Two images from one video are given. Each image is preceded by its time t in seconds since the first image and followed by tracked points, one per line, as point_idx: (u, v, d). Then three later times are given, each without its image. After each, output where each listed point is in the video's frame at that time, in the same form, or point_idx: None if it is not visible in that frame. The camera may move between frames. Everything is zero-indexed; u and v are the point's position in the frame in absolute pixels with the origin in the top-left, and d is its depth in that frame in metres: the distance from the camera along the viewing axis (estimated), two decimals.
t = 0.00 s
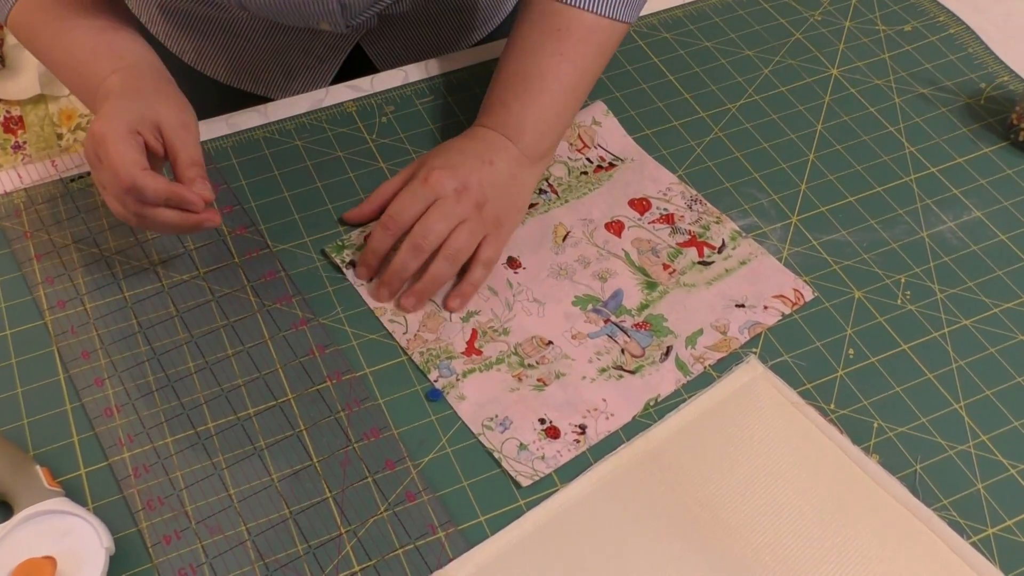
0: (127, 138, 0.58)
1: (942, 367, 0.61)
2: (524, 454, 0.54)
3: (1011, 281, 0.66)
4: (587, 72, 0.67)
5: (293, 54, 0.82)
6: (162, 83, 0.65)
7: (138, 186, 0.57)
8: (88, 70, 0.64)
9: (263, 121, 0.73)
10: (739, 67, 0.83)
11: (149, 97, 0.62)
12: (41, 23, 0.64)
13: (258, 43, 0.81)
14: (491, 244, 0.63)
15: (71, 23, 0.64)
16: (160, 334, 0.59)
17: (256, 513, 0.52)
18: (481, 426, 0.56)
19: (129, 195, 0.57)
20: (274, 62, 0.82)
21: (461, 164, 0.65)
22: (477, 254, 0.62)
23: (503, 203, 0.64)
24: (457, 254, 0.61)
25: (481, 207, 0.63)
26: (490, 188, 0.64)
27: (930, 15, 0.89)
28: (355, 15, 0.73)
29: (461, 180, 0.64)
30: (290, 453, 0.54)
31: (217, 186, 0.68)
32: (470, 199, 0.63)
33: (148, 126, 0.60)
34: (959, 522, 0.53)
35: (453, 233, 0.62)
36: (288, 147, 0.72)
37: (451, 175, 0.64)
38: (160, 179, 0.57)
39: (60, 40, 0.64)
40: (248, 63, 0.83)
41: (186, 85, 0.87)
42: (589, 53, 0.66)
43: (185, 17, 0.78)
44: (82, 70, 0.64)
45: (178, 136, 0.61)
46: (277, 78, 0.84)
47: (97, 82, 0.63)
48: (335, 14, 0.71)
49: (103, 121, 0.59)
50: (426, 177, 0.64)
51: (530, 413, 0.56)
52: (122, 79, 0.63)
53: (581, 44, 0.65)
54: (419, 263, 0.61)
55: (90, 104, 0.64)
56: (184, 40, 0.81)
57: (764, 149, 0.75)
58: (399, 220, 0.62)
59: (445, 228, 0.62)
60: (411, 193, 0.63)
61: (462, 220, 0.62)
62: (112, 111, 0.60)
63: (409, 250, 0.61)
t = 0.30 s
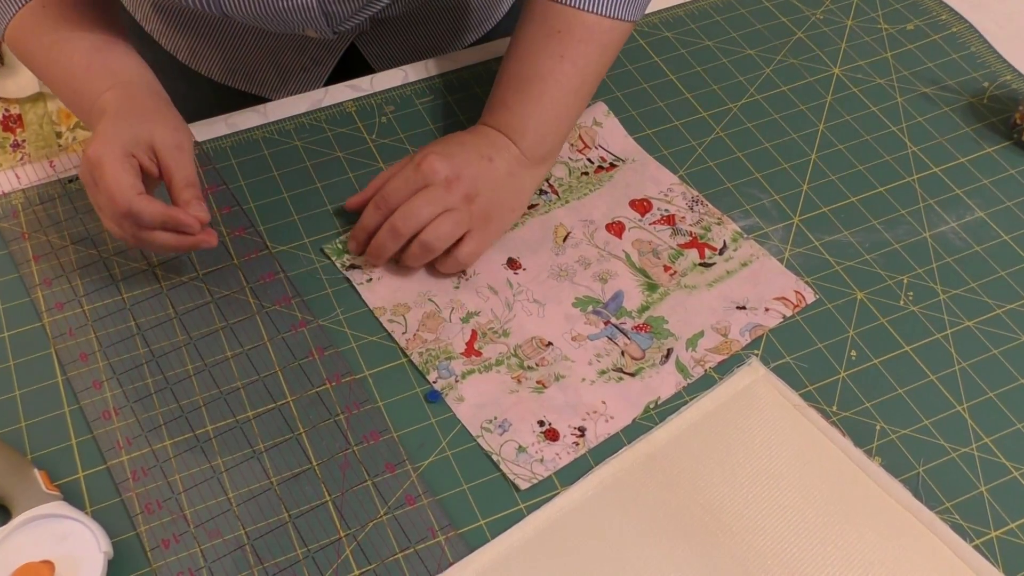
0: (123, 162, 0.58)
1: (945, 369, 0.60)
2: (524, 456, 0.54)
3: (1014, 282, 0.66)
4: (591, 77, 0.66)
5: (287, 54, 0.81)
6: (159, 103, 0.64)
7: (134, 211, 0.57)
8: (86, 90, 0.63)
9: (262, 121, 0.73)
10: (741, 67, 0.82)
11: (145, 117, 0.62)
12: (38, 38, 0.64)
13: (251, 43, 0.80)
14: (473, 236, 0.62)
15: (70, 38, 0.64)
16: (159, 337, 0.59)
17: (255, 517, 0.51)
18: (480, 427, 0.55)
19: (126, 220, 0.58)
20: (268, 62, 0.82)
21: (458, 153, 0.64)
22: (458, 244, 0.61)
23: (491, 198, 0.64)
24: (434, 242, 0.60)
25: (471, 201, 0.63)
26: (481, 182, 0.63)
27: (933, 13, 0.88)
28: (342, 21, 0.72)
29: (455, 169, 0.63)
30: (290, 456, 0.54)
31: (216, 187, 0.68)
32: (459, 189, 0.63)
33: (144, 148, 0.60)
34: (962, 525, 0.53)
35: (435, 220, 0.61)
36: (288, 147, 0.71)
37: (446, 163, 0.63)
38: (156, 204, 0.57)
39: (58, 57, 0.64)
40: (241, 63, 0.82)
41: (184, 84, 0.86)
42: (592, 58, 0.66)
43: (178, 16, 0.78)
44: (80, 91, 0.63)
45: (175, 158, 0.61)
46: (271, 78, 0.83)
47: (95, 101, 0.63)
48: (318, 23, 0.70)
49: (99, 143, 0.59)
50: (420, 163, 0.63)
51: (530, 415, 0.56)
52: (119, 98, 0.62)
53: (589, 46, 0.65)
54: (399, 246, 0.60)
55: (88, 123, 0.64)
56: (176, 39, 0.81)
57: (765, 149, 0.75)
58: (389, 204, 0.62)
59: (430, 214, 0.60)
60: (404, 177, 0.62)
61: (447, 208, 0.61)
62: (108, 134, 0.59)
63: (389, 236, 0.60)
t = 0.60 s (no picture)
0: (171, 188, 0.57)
1: (942, 367, 0.61)
2: (523, 453, 0.54)
3: (1012, 281, 0.66)
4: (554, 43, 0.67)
5: (288, 52, 0.81)
6: (194, 120, 0.62)
7: (190, 239, 0.56)
8: (115, 108, 0.61)
9: (264, 120, 0.73)
10: (740, 66, 0.82)
11: (184, 137, 0.60)
12: (64, 61, 0.61)
13: (251, 42, 0.81)
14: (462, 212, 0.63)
15: (96, 55, 0.61)
16: (160, 334, 0.59)
17: (256, 513, 0.52)
18: (480, 424, 0.56)
19: (180, 248, 0.57)
20: (268, 61, 0.82)
21: (431, 137, 0.62)
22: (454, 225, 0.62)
23: (475, 172, 0.63)
24: (437, 230, 0.61)
25: (454, 181, 0.62)
26: (461, 160, 0.62)
27: (932, 13, 0.89)
28: (344, 22, 0.73)
29: (429, 155, 0.61)
30: (291, 453, 0.54)
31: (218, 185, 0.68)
32: (440, 172, 0.61)
33: (186, 170, 0.58)
34: (959, 522, 0.53)
35: (432, 212, 0.61)
36: (289, 146, 0.72)
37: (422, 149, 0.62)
38: (212, 229, 0.56)
39: (84, 77, 0.61)
40: (241, 61, 0.83)
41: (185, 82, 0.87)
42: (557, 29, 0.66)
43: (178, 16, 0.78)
44: (110, 110, 0.61)
45: (219, 178, 0.59)
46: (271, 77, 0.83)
47: (125, 122, 0.60)
48: (321, 24, 0.70)
49: (143, 170, 0.57)
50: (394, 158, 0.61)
51: (529, 412, 0.56)
52: (152, 119, 0.60)
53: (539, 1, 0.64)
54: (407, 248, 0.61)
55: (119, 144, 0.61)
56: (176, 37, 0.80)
57: (764, 148, 0.75)
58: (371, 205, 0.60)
59: (425, 207, 0.60)
60: (382, 176, 0.61)
61: (438, 198, 0.61)
62: (150, 161, 0.58)
63: (393, 240, 0.60)
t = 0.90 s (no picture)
0: (260, 225, 0.57)
1: (940, 361, 0.61)
2: (524, 447, 0.55)
3: (1009, 276, 0.67)
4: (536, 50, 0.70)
5: (291, 51, 0.82)
6: (258, 150, 0.63)
7: (279, 278, 0.57)
8: (186, 146, 0.61)
9: (266, 119, 0.73)
10: (739, 64, 0.83)
11: (260, 171, 0.61)
12: (132, 96, 0.61)
13: (255, 44, 0.81)
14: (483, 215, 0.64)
15: (163, 90, 0.61)
16: (164, 331, 0.59)
17: (260, 508, 0.52)
18: (480, 419, 0.56)
19: (268, 285, 0.58)
20: (271, 61, 0.83)
21: (438, 150, 0.64)
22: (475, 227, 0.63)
23: (478, 176, 0.66)
24: (461, 232, 0.62)
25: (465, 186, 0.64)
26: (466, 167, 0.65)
27: (929, 11, 0.89)
28: (355, 24, 0.74)
29: (440, 165, 0.64)
30: (294, 448, 0.55)
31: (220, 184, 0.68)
32: (452, 180, 0.63)
33: (267, 205, 0.59)
34: (956, 514, 0.54)
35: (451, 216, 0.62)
36: (291, 145, 0.72)
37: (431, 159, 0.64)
38: (299, 266, 0.57)
39: (152, 112, 0.61)
40: (244, 63, 0.83)
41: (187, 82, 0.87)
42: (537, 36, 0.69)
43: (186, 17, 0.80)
44: (180, 148, 0.61)
45: (294, 210, 0.61)
46: (274, 77, 0.84)
47: (197, 160, 0.60)
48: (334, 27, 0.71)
49: (227, 207, 0.58)
50: (409, 170, 0.63)
51: (530, 407, 0.56)
52: (223, 154, 0.60)
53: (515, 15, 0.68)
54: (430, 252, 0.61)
55: (187, 178, 0.61)
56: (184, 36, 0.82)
57: (763, 146, 0.75)
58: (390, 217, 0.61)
59: (444, 213, 0.61)
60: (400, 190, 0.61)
61: (456, 204, 0.62)
62: (232, 200, 0.58)
63: (422, 242, 0.60)
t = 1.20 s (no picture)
0: (272, 212, 0.58)
1: (938, 356, 0.62)
2: (524, 439, 0.55)
3: (1007, 272, 0.67)
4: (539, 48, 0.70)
5: (293, 48, 0.82)
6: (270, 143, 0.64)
7: (290, 264, 0.57)
8: (200, 140, 0.62)
9: (270, 114, 0.74)
10: (739, 63, 0.83)
11: (272, 163, 0.62)
12: (148, 91, 0.62)
13: (257, 40, 0.82)
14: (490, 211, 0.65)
15: (179, 85, 0.62)
16: (168, 323, 0.60)
17: (263, 497, 0.53)
18: (481, 411, 0.57)
19: (280, 273, 0.58)
20: (274, 58, 0.83)
21: (442, 147, 0.65)
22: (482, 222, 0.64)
23: (484, 172, 0.66)
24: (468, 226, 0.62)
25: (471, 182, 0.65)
26: (472, 165, 0.66)
27: (929, 11, 0.90)
28: (363, 22, 0.74)
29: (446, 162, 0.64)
30: (297, 439, 0.55)
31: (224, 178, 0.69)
32: (458, 177, 0.64)
33: (280, 195, 0.60)
34: (953, 506, 0.54)
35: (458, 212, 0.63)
36: (294, 140, 0.73)
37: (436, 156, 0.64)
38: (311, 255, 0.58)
39: (168, 107, 0.62)
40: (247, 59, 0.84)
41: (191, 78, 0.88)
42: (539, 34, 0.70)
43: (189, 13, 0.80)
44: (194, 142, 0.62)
45: (306, 202, 0.61)
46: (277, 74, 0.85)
47: (211, 153, 0.61)
48: (341, 23, 0.72)
49: (241, 198, 0.59)
50: (415, 165, 0.63)
51: (530, 399, 0.57)
52: (237, 148, 0.61)
53: (518, 15, 0.69)
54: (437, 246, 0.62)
55: (201, 173, 0.62)
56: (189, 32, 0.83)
57: (763, 143, 0.76)
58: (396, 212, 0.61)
59: (450, 209, 0.62)
60: (406, 186, 0.62)
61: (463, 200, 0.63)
62: (245, 191, 0.59)
63: (429, 237, 0.61)
